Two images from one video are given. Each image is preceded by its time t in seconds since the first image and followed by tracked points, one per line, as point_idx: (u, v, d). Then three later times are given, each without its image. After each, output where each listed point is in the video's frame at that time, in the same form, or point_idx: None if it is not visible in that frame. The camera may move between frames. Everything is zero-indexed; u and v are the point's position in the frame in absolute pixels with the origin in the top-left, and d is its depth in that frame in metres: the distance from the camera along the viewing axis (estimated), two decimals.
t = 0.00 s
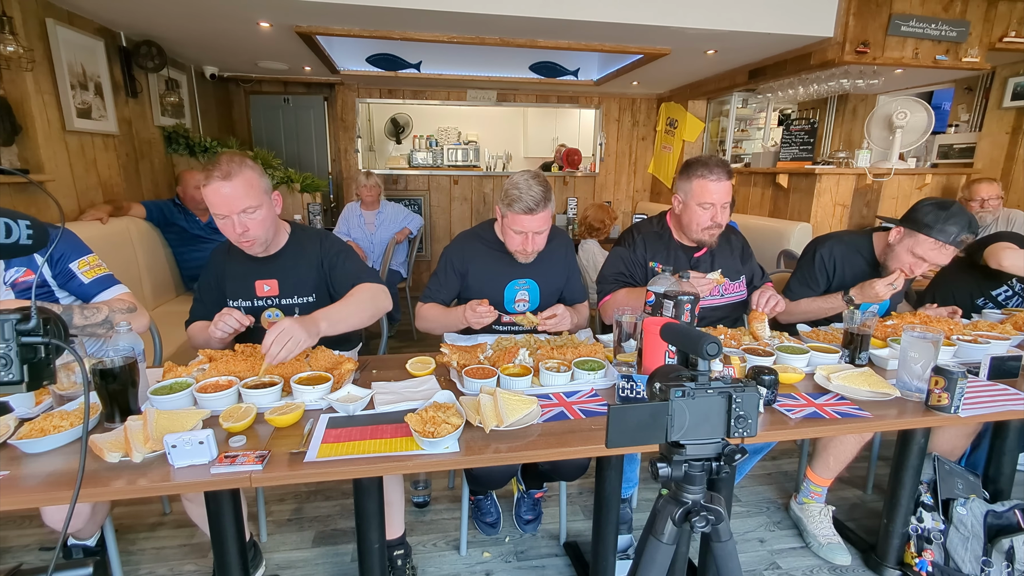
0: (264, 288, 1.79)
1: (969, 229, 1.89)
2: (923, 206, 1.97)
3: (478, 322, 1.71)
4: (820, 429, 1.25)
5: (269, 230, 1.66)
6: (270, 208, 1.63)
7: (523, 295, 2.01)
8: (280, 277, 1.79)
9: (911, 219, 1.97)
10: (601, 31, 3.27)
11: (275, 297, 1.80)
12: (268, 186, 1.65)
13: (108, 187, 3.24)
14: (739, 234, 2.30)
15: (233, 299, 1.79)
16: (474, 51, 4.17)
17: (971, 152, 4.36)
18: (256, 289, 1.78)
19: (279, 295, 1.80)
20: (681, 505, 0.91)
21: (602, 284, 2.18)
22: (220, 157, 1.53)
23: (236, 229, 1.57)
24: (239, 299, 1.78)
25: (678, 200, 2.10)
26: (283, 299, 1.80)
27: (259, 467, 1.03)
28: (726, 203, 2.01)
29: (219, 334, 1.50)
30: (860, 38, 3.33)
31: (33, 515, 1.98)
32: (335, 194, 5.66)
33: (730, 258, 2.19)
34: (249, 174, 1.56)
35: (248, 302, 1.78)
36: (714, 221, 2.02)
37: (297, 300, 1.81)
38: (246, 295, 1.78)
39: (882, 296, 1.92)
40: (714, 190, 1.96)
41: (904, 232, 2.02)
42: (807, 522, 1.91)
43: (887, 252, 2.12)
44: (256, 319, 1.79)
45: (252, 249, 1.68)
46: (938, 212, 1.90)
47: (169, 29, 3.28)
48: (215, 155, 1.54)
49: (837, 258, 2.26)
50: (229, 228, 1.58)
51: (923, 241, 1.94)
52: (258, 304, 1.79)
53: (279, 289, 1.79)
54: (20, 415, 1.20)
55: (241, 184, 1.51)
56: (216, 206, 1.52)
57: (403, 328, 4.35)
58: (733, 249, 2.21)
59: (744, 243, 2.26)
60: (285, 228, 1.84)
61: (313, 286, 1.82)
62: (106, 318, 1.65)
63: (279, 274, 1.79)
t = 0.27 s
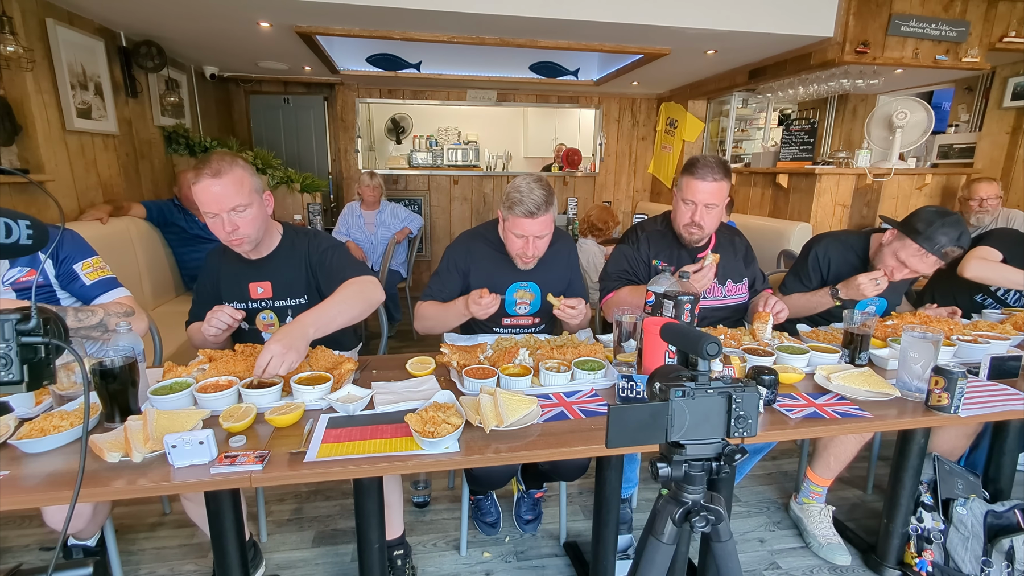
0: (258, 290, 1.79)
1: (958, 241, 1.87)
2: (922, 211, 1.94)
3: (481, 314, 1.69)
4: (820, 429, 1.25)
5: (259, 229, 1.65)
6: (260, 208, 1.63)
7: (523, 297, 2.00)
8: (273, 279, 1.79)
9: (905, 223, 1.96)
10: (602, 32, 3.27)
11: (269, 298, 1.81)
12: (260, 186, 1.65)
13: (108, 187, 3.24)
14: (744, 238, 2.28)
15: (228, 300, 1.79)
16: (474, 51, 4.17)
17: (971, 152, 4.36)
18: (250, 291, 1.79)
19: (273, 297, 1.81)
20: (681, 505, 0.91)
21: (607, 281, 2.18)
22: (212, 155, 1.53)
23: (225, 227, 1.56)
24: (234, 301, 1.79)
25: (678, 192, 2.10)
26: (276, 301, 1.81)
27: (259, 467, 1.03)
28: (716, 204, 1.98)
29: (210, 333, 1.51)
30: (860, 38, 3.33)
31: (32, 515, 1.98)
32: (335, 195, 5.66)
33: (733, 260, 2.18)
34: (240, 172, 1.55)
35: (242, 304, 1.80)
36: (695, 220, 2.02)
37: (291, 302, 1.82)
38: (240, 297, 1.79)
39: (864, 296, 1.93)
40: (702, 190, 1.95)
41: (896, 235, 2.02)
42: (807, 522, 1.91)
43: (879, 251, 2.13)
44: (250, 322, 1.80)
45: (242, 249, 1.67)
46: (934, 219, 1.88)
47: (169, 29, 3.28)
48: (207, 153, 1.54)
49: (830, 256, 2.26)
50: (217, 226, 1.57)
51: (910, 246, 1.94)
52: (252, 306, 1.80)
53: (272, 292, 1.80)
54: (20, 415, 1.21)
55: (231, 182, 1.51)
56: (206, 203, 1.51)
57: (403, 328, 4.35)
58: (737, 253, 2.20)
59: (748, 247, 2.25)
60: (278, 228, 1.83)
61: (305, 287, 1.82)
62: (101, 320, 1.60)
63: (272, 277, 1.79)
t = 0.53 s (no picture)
0: (259, 304, 1.77)
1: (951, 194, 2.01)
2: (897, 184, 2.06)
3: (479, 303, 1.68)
4: (820, 429, 1.25)
5: (267, 251, 1.65)
6: (268, 229, 1.62)
7: (527, 300, 1.99)
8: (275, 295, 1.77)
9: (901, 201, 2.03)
10: (601, 32, 3.27)
11: (270, 313, 1.78)
12: (266, 207, 1.63)
13: (108, 187, 3.24)
14: (741, 237, 2.29)
15: (229, 312, 1.80)
16: (474, 51, 4.17)
17: (971, 152, 4.37)
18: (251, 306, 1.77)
19: (274, 312, 1.78)
20: (681, 505, 0.91)
21: (612, 276, 2.15)
22: (216, 177, 1.51)
23: (234, 253, 1.55)
24: (236, 313, 1.79)
25: (682, 197, 2.11)
26: (277, 316, 1.78)
27: (259, 467, 1.03)
28: (727, 204, 2.01)
29: (198, 341, 1.51)
30: (860, 38, 3.33)
31: (32, 515, 1.98)
32: (335, 195, 5.66)
33: (732, 261, 2.18)
34: (248, 196, 1.54)
35: (243, 318, 1.79)
36: (711, 219, 2.02)
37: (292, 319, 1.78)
38: (242, 310, 1.78)
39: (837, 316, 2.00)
40: (717, 187, 1.97)
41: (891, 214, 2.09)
42: (807, 522, 1.91)
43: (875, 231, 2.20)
44: (251, 336, 1.79)
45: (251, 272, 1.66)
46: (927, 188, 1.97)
47: (168, 29, 3.28)
48: (210, 175, 1.51)
49: (827, 249, 2.27)
50: (227, 251, 1.56)
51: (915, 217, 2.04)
52: (253, 320, 1.78)
53: (273, 307, 1.77)
54: (20, 415, 1.20)
55: (240, 207, 1.50)
56: (213, 229, 1.50)
57: (404, 328, 4.35)
58: (734, 251, 2.21)
59: (745, 245, 2.26)
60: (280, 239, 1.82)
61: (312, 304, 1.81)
62: (78, 311, 1.58)
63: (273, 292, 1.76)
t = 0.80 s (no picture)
0: (260, 305, 1.78)
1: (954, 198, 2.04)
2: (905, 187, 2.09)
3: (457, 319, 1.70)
4: (820, 429, 1.25)
5: (271, 260, 1.65)
6: (272, 237, 1.62)
7: (525, 298, 2.00)
8: (276, 296, 1.78)
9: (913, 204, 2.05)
10: (601, 32, 3.27)
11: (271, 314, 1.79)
12: (269, 214, 1.63)
13: (108, 187, 3.24)
14: (750, 245, 2.27)
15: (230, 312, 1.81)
16: (474, 51, 4.17)
17: (971, 152, 4.37)
18: (252, 306, 1.78)
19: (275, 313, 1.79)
20: (681, 505, 0.91)
21: (618, 282, 2.16)
22: (217, 186, 1.50)
23: (241, 263, 1.55)
24: (236, 314, 1.80)
25: (689, 212, 2.09)
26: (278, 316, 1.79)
27: (259, 467, 1.03)
28: (738, 216, 2.01)
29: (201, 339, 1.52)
30: (860, 38, 3.33)
31: (32, 515, 1.98)
32: (335, 195, 5.65)
33: (738, 269, 2.16)
34: (251, 204, 1.54)
35: (244, 318, 1.80)
36: (726, 233, 2.02)
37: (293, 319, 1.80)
38: (243, 311, 1.79)
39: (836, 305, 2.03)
40: (727, 203, 1.95)
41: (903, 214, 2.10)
42: (807, 522, 1.91)
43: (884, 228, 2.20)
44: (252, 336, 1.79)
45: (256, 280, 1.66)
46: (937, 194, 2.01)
47: (168, 29, 3.28)
48: (211, 184, 1.49)
49: (836, 242, 2.25)
50: (234, 261, 1.55)
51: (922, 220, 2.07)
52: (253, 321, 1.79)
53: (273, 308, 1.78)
54: (20, 415, 1.20)
55: (245, 216, 1.50)
56: (219, 239, 1.49)
57: (404, 328, 4.35)
58: (742, 260, 2.19)
59: (753, 254, 2.24)
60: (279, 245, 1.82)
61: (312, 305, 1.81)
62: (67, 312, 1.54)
63: (274, 293, 1.78)
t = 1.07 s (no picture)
0: (257, 296, 1.79)
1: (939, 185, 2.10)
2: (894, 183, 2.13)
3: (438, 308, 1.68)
4: (820, 429, 1.25)
5: (259, 239, 1.64)
6: (262, 217, 1.62)
7: (523, 294, 2.00)
8: (273, 285, 1.78)
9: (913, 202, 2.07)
10: (601, 32, 3.27)
11: (269, 305, 1.80)
12: (262, 196, 1.65)
13: (108, 187, 3.24)
14: (744, 240, 2.31)
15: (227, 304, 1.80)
16: (474, 51, 4.17)
17: (971, 152, 4.37)
18: (249, 297, 1.79)
19: (272, 304, 1.80)
20: (681, 505, 0.91)
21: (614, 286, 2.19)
22: (212, 163, 1.53)
23: (227, 238, 1.55)
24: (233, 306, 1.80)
25: (685, 206, 2.09)
26: (276, 307, 1.80)
27: (259, 467, 1.03)
28: (734, 206, 2.01)
29: (206, 330, 1.52)
30: (860, 38, 3.33)
31: (32, 515, 1.98)
32: (335, 195, 5.65)
33: (733, 263, 2.21)
34: (242, 182, 1.55)
35: (241, 309, 1.79)
36: (725, 224, 2.02)
37: (291, 309, 1.81)
38: (240, 302, 1.79)
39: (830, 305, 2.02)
40: (722, 194, 1.96)
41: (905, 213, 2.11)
42: (807, 522, 1.91)
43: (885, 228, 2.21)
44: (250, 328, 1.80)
45: (242, 260, 1.66)
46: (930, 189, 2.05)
47: (168, 29, 3.28)
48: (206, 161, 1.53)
49: (838, 247, 2.23)
50: (218, 236, 1.56)
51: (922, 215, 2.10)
52: (251, 312, 1.80)
53: (271, 298, 1.79)
54: (20, 415, 1.21)
55: (232, 191, 1.51)
56: (207, 213, 1.50)
57: (404, 328, 4.35)
58: (737, 254, 2.24)
59: (749, 249, 2.28)
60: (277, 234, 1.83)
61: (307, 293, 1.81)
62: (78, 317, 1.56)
63: (271, 283, 1.78)
